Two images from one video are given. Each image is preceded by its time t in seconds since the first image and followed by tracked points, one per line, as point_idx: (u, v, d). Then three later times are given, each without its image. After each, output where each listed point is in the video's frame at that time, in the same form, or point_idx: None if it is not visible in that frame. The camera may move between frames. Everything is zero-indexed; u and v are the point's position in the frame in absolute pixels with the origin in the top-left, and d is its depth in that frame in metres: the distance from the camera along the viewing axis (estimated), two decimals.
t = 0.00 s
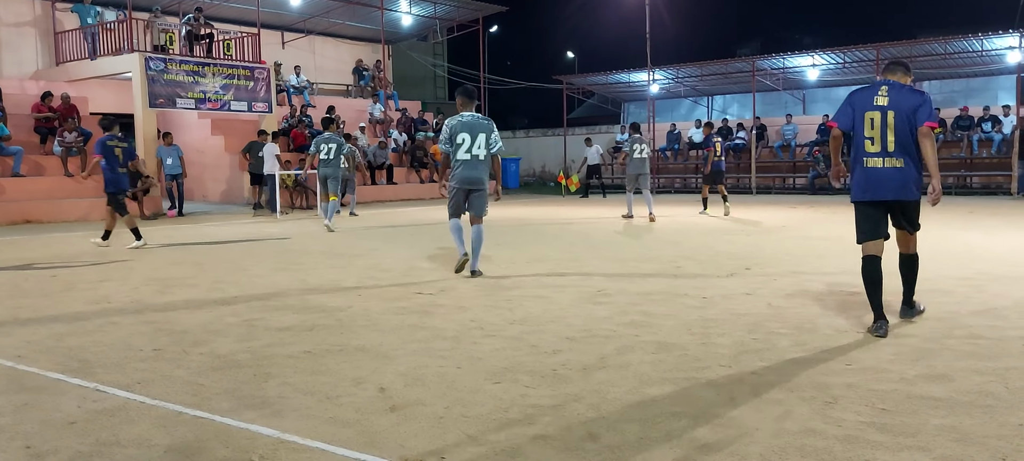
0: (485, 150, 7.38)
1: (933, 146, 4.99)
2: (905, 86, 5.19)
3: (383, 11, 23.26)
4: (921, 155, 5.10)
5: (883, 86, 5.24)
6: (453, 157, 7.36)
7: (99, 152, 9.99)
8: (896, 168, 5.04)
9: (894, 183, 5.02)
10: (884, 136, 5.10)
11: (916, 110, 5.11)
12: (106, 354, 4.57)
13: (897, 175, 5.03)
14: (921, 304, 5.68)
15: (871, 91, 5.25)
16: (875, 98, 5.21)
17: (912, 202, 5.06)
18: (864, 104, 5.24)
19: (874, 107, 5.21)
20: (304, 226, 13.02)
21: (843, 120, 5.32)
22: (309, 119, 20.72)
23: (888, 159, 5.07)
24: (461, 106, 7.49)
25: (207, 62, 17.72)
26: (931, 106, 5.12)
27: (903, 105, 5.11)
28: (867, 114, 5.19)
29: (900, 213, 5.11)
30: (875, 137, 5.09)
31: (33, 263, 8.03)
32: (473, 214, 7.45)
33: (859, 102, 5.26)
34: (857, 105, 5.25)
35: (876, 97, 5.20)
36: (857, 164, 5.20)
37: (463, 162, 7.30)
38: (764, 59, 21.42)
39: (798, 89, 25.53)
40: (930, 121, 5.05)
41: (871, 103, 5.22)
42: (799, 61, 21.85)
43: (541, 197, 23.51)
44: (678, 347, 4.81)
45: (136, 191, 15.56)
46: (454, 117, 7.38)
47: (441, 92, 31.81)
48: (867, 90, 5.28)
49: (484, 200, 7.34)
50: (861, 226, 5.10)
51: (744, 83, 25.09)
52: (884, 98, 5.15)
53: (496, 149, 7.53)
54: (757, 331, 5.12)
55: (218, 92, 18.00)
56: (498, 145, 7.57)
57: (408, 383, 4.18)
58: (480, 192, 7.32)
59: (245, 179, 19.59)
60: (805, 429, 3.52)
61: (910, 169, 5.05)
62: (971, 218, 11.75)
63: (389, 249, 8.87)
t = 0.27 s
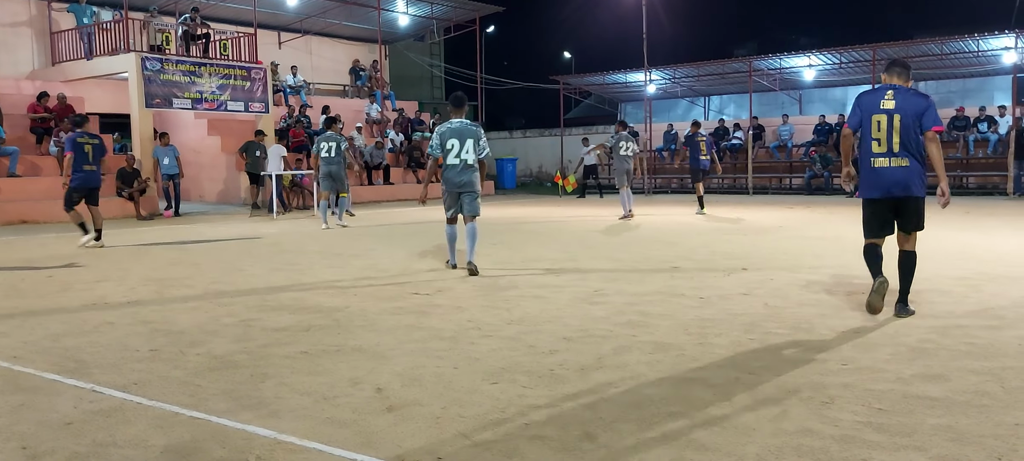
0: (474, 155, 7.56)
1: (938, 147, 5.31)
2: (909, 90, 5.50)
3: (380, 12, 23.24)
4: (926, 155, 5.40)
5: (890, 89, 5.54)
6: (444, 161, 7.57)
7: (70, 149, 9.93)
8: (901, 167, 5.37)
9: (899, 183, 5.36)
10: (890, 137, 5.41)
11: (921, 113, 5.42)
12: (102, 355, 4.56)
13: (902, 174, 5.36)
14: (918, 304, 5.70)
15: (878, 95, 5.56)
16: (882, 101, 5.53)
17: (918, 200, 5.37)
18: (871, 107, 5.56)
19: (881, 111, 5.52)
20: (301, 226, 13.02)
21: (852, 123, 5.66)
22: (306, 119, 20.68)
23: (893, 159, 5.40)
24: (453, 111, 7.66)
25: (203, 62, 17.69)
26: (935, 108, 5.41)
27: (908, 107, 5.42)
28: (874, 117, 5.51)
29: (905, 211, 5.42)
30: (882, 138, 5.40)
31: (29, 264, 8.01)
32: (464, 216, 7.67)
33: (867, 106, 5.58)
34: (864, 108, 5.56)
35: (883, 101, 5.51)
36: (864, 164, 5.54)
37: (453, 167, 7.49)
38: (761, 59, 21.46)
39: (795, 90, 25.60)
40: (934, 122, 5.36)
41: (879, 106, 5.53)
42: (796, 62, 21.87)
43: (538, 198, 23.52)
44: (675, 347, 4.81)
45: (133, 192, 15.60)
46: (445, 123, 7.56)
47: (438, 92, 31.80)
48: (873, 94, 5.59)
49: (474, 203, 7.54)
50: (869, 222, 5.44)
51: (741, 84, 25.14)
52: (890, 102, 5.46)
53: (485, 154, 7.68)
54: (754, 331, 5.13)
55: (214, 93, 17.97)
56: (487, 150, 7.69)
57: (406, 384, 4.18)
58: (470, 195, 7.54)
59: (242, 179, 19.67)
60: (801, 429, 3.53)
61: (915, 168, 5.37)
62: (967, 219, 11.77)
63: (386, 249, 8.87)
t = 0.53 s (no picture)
0: (462, 152, 8.20)
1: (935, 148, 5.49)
2: (905, 96, 5.62)
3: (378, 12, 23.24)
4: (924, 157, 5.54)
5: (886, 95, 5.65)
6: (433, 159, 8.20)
7: (37, 154, 9.97)
8: (902, 169, 5.47)
9: (900, 184, 5.46)
10: (890, 141, 5.53)
11: (916, 117, 5.57)
12: (99, 356, 4.56)
13: (903, 175, 5.46)
14: (914, 304, 5.71)
15: (876, 100, 5.65)
16: (880, 107, 5.63)
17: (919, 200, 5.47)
18: (870, 112, 5.65)
19: (880, 116, 5.62)
20: (299, 228, 13.01)
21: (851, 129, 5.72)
22: (304, 119, 20.62)
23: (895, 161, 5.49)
24: (441, 111, 8.26)
25: (201, 63, 17.67)
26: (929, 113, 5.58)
27: (905, 112, 5.54)
28: (874, 122, 5.60)
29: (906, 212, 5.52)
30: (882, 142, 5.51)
31: (26, 265, 8.01)
32: (454, 209, 8.37)
33: (866, 111, 5.66)
34: (863, 114, 5.65)
35: (880, 107, 5.61)
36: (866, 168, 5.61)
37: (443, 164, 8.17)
38: (758, 60, 21.48)
39: (792, 91, 25.63)
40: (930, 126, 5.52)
41: (877, 112, 5.63)
42: (793, 62, 21.88)
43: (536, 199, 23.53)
44: (672, 348, 4.81)
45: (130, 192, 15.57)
46: (434, 123, 8.19)
47: (435, 93, 31.79)
48: (872, 99, 5.67)
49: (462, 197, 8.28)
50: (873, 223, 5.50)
51: (738, 84, 25.17)
52: (888, 107, 5.56)
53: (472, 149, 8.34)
54: (750, 332, 5.13)
55: (211, 93, 17.95)
56: (475, 146, 8.37)
57: (403, 385, 4.17)
58: (457, 192, 8.20)
59: (240, 180, 19.70)
60: (798, 429, 3.53)
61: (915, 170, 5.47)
62: (964, 219, 11.78)
63: (384, 250, 8.87)
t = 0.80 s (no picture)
0: (457, 158, 8.27)
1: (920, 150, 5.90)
2: (893, 98, 5.97)
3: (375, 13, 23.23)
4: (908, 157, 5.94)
5: (876, 97, 5.98)
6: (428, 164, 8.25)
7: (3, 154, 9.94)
8: (891, 168, 5.85)
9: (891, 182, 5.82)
10: (881, 141, 5.87)
11: (904, 118, 5.93)
12: (96, 358, 4.55)
13: (891, 174, 5.85)
14: (912, 305, 5.71)
15: (868, 102, 5.98)
16: (871, 108, 5.96)
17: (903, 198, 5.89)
18: (862, 113, 5.97)
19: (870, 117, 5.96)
20: (297, 229, 12.99)
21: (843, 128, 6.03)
22: (301, 120, 20.64)
23: (884, 161, 5.86)
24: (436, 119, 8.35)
25: (198, 64, 17.66)
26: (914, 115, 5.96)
27: (894, 114, 5.90)
28: (865, 122, 5.93)
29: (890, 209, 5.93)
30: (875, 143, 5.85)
31: (23, 266, 7.99)
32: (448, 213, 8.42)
33: (858, 112, 5.99)
34: (855, 115, 5.97)
35: (871, 108, 5.94)
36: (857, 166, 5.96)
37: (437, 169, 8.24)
38: (755, 61, 21.50)
39: (789, 92, 25.66)
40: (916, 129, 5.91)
41: (868, 113, 5.96)
42: (790, 63, 21.88)
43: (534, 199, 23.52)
44: (669, 349, 4.81)
45: (127, 194, 15.55)
46: (429, 129, 8.26)
47: (433, 94, 31.78)
48: (864, 100, 6.00)
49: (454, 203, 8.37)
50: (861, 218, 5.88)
51: (735, 85, 25.19)
52: (880, 109, 5.89)
53: (468, 155, 8.39)
54: (748, 333, 5.13)
55: (209, 94, 17.94)
56: (470, 153, 8.42)
57: (400, 387, 4.17)
58: (452, 195, 8.22)
59: (237, 180, 19.57)
60: (795, 431, 3.54)
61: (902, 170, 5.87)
62: (961, 220, 11.80)
63: (381, 251, 8.86)
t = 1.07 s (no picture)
0: (451, 159, 8.71)
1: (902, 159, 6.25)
2: (878, 111, 6.34)
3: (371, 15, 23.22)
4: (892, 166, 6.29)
5: (862, 109, 6.35)
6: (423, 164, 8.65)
7: None
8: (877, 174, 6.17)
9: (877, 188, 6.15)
10: (868, 150, 6.21)
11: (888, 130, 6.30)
12: (89, 362, 4.54)
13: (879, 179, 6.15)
14: (906, 307, 5.72)
15: (854, 113, 6.34)
16: (859, 118, 6.30)
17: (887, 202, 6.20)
18: (849, 123, 6.31)
19: (858, 127, 6.29)
20: (292, 232, 12.97)
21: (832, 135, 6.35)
22: (296, 123, 20.63)
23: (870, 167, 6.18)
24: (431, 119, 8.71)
25: (192, 67, 17.64)
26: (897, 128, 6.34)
27: (880, 125, 6.26)
28: (853, 131, 6.27)
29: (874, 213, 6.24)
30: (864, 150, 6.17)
31: (17, 270, 7.97)
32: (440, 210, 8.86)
33: (845, 122, 6.33)
34: (844, 125, 6.29)
35: (859, 119, 6.28)
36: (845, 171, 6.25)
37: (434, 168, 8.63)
38: (750, 63, 21.55)
39: (783, 94, 25.74)
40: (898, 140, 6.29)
41: (856, 123, 6.29)
42: (784, 66, 21.93)
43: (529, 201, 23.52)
44: (663, 352, 4.82)
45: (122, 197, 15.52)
46: (425, 130, 8.63)
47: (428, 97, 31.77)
48: (850, 111, 6.36)
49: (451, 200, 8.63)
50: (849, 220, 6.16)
51: (730, 87, 25.24)
52: (868, 120, 6.24)
53: (461, 156, 8.82)
54: (743, 335, 5.14)
55: (203, 97, 17.92)
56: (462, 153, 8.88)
57: (395, 390, 4.17)
58: (448, 194, 8.66)
59: (232, 183, 19.49)
60: (789, 433, 3.55)
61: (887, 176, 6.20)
62: (954, 222, 11.84)
63: (376, 254, 8.86)
